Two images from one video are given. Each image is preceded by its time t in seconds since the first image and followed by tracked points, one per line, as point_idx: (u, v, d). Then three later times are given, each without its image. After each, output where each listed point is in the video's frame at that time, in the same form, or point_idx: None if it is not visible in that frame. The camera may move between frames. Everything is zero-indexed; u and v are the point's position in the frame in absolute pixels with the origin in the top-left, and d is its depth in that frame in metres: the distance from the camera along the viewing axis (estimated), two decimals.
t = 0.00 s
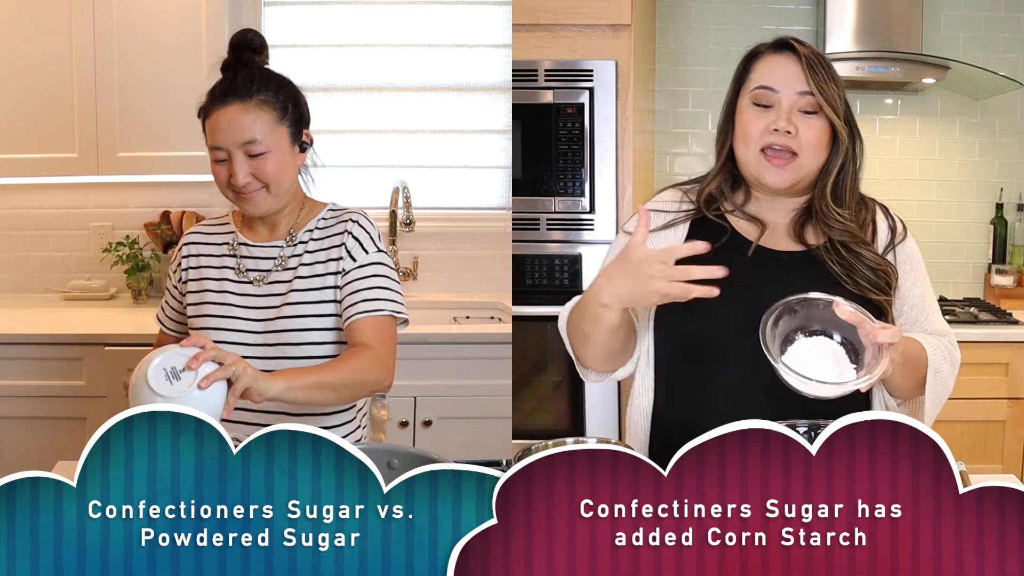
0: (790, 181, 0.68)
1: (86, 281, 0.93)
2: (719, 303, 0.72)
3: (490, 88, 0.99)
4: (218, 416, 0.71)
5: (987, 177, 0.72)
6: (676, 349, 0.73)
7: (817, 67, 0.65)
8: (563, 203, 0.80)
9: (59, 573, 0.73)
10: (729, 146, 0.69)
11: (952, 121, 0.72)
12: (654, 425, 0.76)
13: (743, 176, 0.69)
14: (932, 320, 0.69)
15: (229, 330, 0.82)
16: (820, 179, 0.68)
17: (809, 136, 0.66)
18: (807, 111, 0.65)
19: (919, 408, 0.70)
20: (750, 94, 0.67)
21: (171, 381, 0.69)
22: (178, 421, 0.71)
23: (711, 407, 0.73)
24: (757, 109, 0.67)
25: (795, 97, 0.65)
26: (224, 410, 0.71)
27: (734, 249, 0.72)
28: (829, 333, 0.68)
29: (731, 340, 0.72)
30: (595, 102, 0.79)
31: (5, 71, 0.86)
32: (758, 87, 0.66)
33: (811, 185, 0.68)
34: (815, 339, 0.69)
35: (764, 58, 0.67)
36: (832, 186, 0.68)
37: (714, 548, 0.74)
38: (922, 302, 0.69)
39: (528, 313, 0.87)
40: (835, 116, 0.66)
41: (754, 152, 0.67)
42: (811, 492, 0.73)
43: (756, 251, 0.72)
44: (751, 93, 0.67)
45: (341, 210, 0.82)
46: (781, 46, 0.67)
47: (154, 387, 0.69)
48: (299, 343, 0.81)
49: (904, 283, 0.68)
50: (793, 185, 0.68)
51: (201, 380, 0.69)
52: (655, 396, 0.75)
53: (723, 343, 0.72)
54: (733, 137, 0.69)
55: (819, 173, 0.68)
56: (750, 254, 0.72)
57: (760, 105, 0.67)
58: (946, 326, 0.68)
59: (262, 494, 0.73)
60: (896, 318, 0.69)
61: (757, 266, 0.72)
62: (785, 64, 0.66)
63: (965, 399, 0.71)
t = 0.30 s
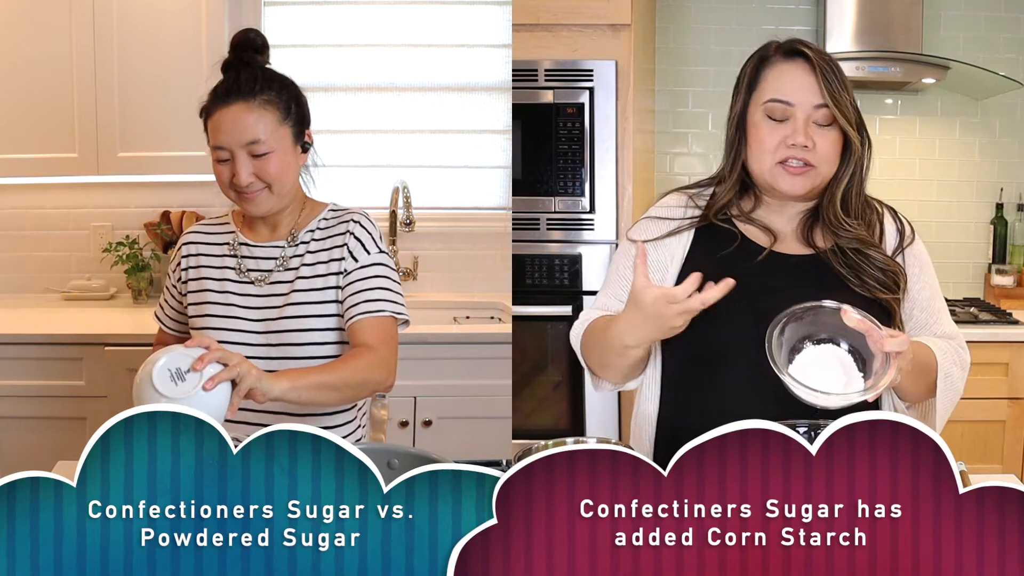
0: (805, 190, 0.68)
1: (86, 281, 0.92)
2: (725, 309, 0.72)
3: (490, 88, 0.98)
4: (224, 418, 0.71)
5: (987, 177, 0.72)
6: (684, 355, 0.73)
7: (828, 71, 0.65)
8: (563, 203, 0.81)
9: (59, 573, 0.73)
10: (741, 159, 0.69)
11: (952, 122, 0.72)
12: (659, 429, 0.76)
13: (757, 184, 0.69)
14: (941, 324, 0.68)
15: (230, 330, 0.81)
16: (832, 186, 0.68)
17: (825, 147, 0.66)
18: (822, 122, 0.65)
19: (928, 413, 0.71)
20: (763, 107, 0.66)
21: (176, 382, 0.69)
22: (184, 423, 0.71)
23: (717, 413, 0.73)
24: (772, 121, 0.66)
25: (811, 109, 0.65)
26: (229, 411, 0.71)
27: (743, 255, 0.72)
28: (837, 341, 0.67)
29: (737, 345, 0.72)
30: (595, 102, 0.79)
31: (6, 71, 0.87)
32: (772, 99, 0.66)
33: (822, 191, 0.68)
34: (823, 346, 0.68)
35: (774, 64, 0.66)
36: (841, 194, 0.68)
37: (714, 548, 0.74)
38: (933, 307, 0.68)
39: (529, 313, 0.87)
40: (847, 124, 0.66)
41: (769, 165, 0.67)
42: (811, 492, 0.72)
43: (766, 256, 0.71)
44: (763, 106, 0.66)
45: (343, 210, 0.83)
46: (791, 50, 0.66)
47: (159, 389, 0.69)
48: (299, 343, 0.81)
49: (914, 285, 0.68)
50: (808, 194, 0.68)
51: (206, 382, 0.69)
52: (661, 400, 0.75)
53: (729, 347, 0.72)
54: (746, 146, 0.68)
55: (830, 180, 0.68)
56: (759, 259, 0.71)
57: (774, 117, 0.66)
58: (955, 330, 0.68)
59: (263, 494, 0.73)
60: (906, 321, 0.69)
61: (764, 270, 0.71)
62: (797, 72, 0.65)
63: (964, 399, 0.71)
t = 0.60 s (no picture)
0: (791, 182, 0.69)
1: (85, 281, 0.92)
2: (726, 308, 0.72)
3: (490, 87, 0.99)
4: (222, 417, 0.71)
5: (987, 177, 0.72)
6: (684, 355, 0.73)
7: (814, 66, 0.67)
8: (563, 203, 0.81)
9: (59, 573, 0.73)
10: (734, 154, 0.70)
11: (952, 122, 0.72)
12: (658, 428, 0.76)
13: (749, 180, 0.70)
14: (942, 327, 0.69)
15: (230, 330, 0.81)
16: (827, 182, 0.69)
17: (811, 140, 0.67)
18: (809, 112, 0.67)
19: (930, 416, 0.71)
20: (751, 100, 0.68)
21: (175, 380, 0.69)
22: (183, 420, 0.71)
23: (719, 412, 0.73)
24: (759, 114, 0.68)
25: (796, 101, 0.67)
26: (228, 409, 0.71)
27: (745, 257, 0.72)
28: (839, 347, 0.68)
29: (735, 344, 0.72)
30: (595, 102, 0.79)
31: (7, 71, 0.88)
32: (759, 92, 0.68)
33: (817, 187, 0.70)
34: (823, 351, 0.69)
35: (768, 62, 0.68)
36: (839, 190, 0.69)
37: (714, 548, 0.74)
38: (933, 311, 0.69)
39: (529, 313, 0.86)
40: (836, 118, 0.67)
41: (756, 157, 0.68)
42: (811, 492, 0.72)
43: (764, 259, 0.72)
44: (752, 99, 0.68)
45: (343, 210, 0.83)
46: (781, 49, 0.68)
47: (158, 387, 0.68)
48: (300, 344, 0.82)
49: (915, 291, 0.69)
50: (795, 188, 0.70)
51: (206, 380, 0.69)
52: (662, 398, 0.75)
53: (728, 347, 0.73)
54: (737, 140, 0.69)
55: (823, 176, 0.69)
56: (759, 262, 0.72)
57: (762, 108, 0.68)
58: (956, 334, 0.69)
59: (263, 494, 0.73)
60: (907, 325, 0.70)
61: (764, 273, 0.72)
62: (785, 68, 0.67)
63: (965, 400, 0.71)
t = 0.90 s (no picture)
0: (793, 182, 0.67)
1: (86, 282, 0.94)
2: (726, 307, 0.72)
3: (490, 88, 0.99)
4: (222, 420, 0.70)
5: (986, 177, 0.74)
6: (684, 355, 0.72)
7: (815, 66, 0.65)
8: (563, 203, 0.82)
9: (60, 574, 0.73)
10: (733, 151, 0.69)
11: (952, 122, 0.74)
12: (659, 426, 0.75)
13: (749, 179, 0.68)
14: (943, 327, 0.68)
15: (230, 330, 0.82)
16: (826, 181, 0.68)
17: (812, 137, 0.65)
18: (807, 111, 0.65)
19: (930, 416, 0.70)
20: (750, 100, 0.66)
21: (176, 382, 0.69)
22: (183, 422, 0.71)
23: (720, 412, 0.73)
24: (758, 112, 0.66)
25: (794, 100, 0.65)
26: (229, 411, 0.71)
27: (744, 257, 0.72)
28: (838, 346, 0.67)
29: (735, 343, 0.71)
30: (595, 102, 0.80)
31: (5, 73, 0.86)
32: (758, 91, 0.66)
33: (816, 188, 0.68)
34: (823, 351, 0.68)
35: (767, 61, 0.67)
36: (837, 189, 0.68)
37: (714, 548, 0.73)
38: (935, 311, 0.68)
39: (528, 313, 0.88)
40: (836, 117, 0.65)
41: (757, 156, 0.66)
42: (811, 492, 0.71)
43: (766, 258, 0.71)
44: (751, 99, 0.66)
45: (344, 210, 0.83)
46: (780, 49, 0.66)
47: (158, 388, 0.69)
48: (300, 344, 0.82)
49: (915, 291, 0.68)
50: (798, 186, 0.68)
51: (206, 382, 0.69)
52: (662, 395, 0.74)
53: (730, 350, 0.72)
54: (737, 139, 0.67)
55: (823, 176, 0.68)
56: (759, 263, 0.72)
57: (761, 107, 0.66)
58: (958, 333, 0.68)
59: (262, 494, 0.73)
60: (908, 326, 0.69)
61: (766, 272, 0.71)
62: (786, 66, 0.65)
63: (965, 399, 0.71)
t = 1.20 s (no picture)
0: (792, 178, 0.70)
1: (85, 282, 1.00)
2: (725, 303, 0.72)
3: (489, 88, 0.89)
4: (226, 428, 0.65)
5: (988, 177, 0.73)
6: (681, 351, 0.72)
7: (810, 65, 0.67)
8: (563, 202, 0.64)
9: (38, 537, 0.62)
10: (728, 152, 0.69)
11: (952, 122, 0.72)
12: (658, 430, 0.72)
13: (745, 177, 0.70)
14: (943, 325, 0.69)
15: (229, 330, 0.83)
16: (824, 179, 0.70)
17: (807, 134, 0.68)
18: (804, 108, 0.67)
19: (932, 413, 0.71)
20: (746, 97, 0.68)
21: (175, 387, 0.63)
22: (179, 437, 0.64)
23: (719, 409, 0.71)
24: (755, 111, 0.68)
25: (792, 98, 0.67)
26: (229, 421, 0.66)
27: (746, 254, 0.72)
28: (838, 345, 0.72)
29: (735, 337, 0.73)
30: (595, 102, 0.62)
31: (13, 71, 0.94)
32: (754, 90, 0.67)
33: (814, 184, 0.70)
34: (822, 351, 0.73)
35: (762, 60, 0.67)
36: (834, 187, 0.70)
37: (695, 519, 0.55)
38: (934, 307, 0.70)
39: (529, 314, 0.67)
40: (832, 116, 0.68)
41: (755, 153, 0.69)
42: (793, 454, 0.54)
43: (764, 256, 0.72)
44: (748, 97, 0.68)
45: (344, 211, 0.83)
46: (776, 49, 0.68)
47: (155, 398, 0.62)
48: (300, 344, 0.82)
49: (915, 289, 0.70)
50: (794, 182, 0.70)
51: (206, 386, 0.64)
52: (657, 395, 0.71)
53: (726, 345, 0.73)
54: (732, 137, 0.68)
55: (820, 173, 0.70)
56: (760, 260, 0.72)
57: (758, 105, 0.68)
58: (959, 330, 0.69)
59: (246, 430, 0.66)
60: (907, 324, 0.71)
61: (766, 271, 0.72)
62: (781, 66, 0.67)
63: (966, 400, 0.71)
